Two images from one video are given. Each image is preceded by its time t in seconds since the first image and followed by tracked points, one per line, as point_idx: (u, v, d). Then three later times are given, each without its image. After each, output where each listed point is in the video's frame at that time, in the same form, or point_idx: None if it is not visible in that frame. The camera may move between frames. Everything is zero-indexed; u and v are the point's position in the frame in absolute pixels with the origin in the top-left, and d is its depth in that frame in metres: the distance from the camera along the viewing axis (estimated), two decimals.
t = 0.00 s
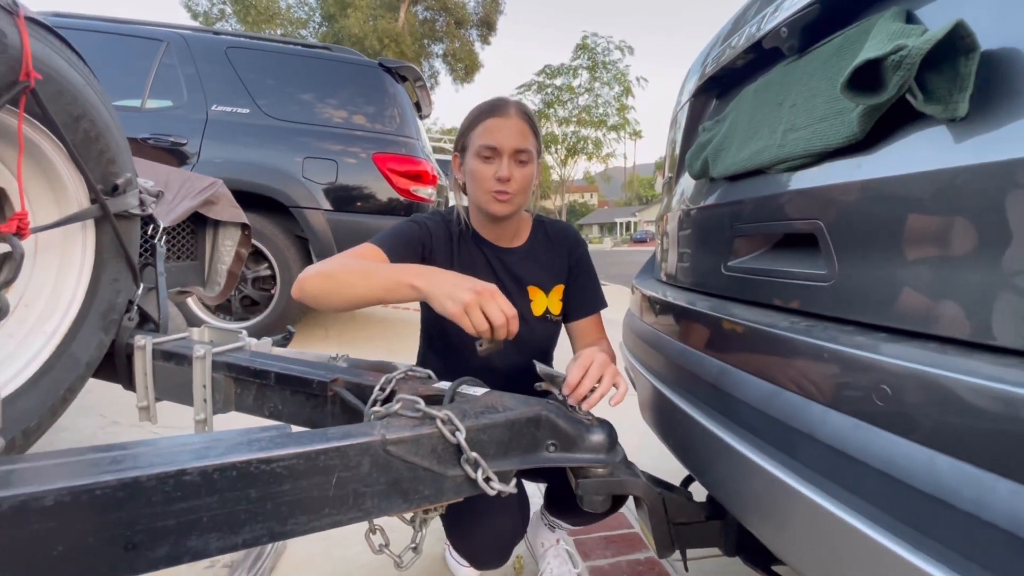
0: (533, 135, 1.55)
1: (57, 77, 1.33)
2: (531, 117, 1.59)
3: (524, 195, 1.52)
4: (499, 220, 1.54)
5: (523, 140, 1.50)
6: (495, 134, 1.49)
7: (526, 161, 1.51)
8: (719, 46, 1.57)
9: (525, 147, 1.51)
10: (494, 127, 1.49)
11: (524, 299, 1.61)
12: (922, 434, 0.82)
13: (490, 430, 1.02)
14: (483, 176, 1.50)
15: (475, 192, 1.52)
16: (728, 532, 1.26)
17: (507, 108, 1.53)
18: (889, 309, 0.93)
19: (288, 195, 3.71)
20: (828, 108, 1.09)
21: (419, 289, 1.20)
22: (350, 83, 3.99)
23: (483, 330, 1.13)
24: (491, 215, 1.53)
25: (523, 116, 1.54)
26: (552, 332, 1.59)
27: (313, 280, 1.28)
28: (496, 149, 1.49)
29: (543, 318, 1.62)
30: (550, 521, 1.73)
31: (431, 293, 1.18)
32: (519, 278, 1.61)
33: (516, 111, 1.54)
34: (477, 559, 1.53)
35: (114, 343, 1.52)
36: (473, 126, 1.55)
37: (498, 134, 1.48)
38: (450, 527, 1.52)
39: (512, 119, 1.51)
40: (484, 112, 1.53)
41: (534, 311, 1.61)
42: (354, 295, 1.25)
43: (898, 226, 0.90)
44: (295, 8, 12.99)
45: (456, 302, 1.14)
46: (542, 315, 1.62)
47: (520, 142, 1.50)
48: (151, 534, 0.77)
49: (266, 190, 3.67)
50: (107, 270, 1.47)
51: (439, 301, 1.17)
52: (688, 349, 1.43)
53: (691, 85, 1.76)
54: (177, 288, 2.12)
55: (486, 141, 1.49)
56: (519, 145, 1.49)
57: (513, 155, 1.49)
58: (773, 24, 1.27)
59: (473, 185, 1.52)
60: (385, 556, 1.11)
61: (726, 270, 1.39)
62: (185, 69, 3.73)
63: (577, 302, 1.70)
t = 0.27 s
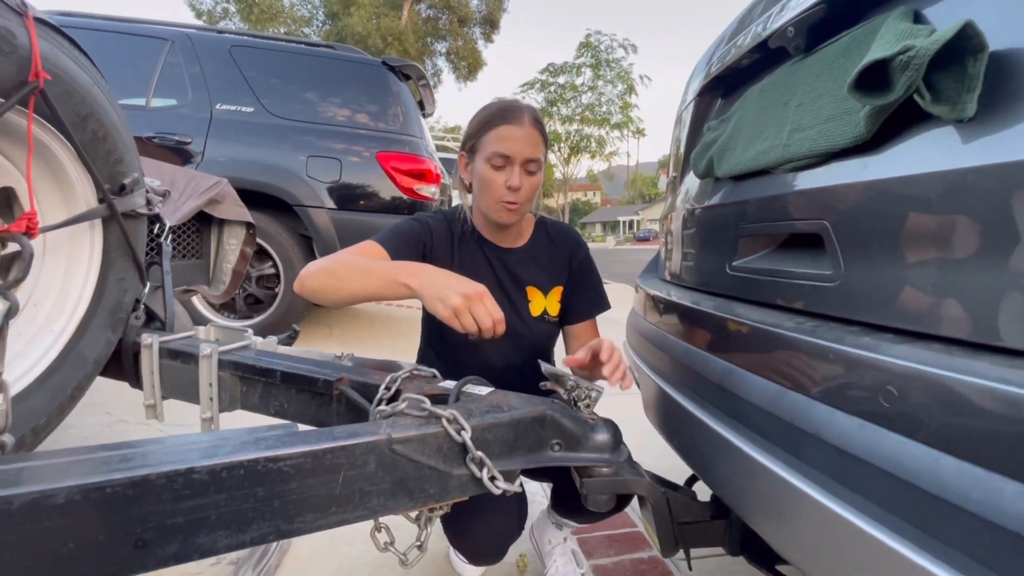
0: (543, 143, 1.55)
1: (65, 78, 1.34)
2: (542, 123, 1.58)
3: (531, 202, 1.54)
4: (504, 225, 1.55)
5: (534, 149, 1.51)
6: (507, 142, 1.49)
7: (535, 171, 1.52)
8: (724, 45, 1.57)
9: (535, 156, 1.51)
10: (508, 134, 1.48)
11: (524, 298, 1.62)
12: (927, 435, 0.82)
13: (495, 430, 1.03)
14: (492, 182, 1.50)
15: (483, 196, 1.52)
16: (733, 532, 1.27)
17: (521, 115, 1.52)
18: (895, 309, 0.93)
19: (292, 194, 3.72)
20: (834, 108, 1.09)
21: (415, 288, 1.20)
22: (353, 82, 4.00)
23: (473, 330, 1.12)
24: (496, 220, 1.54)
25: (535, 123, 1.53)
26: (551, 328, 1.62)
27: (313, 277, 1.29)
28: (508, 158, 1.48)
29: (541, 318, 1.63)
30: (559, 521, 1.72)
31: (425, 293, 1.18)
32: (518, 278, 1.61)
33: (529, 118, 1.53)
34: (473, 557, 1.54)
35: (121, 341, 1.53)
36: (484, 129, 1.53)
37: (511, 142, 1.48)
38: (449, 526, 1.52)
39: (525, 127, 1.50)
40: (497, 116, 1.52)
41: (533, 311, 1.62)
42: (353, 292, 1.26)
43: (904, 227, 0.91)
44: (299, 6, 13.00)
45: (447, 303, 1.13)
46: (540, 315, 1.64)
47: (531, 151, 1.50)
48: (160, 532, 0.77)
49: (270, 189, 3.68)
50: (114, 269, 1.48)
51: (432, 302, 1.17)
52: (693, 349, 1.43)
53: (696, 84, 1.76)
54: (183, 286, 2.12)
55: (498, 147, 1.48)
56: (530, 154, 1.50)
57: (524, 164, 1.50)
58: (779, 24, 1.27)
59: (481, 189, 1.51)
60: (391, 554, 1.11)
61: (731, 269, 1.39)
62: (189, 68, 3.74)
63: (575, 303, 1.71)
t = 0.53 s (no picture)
0: (543, 139, 1.56)
1: (66, 76, 1.34)
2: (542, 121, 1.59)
3: (530, 198, 1.54)
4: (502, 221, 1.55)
5: (533, 145, 1.51)
6: (506, 137, 1.49)
7: (533, 167, 1.52)
8: (725, 44, 1.57)
9: (534, 152, 1.51)
10: (506, 130, 1.49)
11: (523, 297, 1.61)
12: (927, 434, 0.82)
13: (495, 429, 1.03)
14: (490, 177, 1.50)
15: (481, 191, 1.52)
16: (732, 530, 1.27)
17: (520, 112, 1.53)
18: (894, 309, 0.93)
19: (292, 192, 3.72)
20: (835, 107, 1.09)
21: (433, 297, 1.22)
22: (354, 80, 4.00)
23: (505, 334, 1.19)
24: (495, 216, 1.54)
25: (535, 120, 1.54)
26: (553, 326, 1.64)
27: (321, 282, 1.26)
28: (507, 153, 1.49)
29: (542, 317, 1.63)
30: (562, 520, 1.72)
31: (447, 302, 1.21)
32: (518, 276, 1.61)
33: (529, 114, 1.54)
34: (477, 558, 1.55)
35: (122, 340, 1.53)
36: (484, 125, 1.54)
37: (510, 137, 1.48)
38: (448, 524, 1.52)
39: (524, 123, 1.51)
40: (496, 112, 1.52)
41: (533, 309, 1.62)
42: (363, 299, 1.25)
43: (904, 227, 0.91)
44: (299, 4, 12.99)
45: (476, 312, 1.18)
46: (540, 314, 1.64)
47: (529, 147, 1.50)
48: (161, 530, 0.78)
49: (270, 187, 3.68)
50: (115, 268, 1.48)
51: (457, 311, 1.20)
52: (693, 348, 1.43)
53: (697, 83, 1.76)
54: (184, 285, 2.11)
55: (496, 143, 1.49)
56: (528, 150, 1.50)
57: (523, 159, 1.50)
58: (780, 23, 1.27)
59: (479, 184, 1.52)
60: (391, 552, 1.11)
61: (731, 268, 1.39)
62: (190, 66, 3.74)
63: (573, 302, 1.72)
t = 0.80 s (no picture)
0: (540, 134, 1.57)
1: (66, 73, 1.34)
2: (539, 116, 1.60)
3: (529, 191, 1.53)
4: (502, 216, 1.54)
5: (529, 137, 1.52)
6: (501, 130, 1.51)
7: (530, 158, 1.52)
8: (728, 41, 1.56)
9: (530, 144, 1.52)
10: (502, 122, 1.50)
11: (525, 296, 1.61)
12: (931, 433, 0.82)
13: (496, 428, 1.03)
14: (486, 169, 1.50)
15: (477, 184, 1.52)
16: (734, 529, 1.27)
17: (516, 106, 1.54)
18: (898, 307, 0.92)
19: (293, 191, 3.72)
20: (839, 104, 1.09)
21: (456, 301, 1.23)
22: (355, 78, 4.00)
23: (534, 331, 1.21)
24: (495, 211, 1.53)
25: (531, 114, 1.55)
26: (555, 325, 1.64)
27: (334, 290, 1.25)
28: (502, 146, 1.50)
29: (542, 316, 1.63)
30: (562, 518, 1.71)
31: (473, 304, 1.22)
32: (519, 276, 1.61)
33: (524, 108, 1.55)
34: (478, 559, 1.54)
35: (123, 338, 1.53)
36: (480, 121, 1.56)
37: (505, 129, 1.50)
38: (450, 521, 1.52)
39: (519, 116, 1.52)
40: (492, 107, 1.54)
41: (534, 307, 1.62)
42: (381, 306, 1.23)
43: (909, 224, 0.90)
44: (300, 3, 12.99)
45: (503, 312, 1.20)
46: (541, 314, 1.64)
47: (525, 139, 1.51)
48: (162, 528, 0.77)
49: (271, 185, 3.68)
50: (116, 266, 1.48)
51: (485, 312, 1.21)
52: (695, 346, 1.43)
53: (699, 80, 1.76)
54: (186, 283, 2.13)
55: (492, 135, 1.50)
56: (525, 142, 1.51)
57: (519, 151, 1.51)
58: (783, 19, 1.26)
59: (477, 179, 1.52)
60: (392, 551, 1.11)
61: (734, 266, 1.39)
62: (191, 64, 3.74)
63: (573, 301, 1.73)
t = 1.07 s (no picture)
0: (562, 147, 1.54)
1: (65, 70, 1.34)
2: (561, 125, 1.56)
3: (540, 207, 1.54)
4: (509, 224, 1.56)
5: (552, 155, 1.50)
6: (527, 146, 1.47)
7: (549, 176, 1.51)
8: (729, 37, 1.56)
9: (552, 162, 1.50)
10: (528, 138, 1.46)
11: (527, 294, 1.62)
12: (932, 430, 0.82)
13: (497, 425, 1.03)
14: (505, 183, 1.48)
15: (493, 194, 1.50)
16: (735, 527, 1.27)
17: (543, 119, 1.50)
18: (901, 304, 0.92)
19: (293, 188, 3.72)
20: (841, 100, 1.09)
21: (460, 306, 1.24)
22: (356, 75, 3.99)
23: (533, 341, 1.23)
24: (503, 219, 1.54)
25: (556, 128, 1.51)
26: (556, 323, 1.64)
27: (335, 284, 1.25)
28: (526, 162, 1.47)
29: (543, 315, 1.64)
30: (560, 515, 1.71)
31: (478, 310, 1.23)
32: (520, 272, 1.61)
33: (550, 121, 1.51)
34: (478, 558, 1.54)
35: (124, 336, 1.53)
36: (504, 126, 1.50)
37: (531, 147, 1.46)
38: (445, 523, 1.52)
39: (546, 132, 1.49)
40: (519, 116, 1.48)
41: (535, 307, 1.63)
42: (384, 304, 1.24)
43: (911, 221, 0.90)
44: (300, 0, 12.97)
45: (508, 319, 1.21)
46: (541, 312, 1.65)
47: (548, 158, 1.49)
48: (163, 525, 0.77)
49: (272, 183, 3.68)
50: (116, 263, 1.48)
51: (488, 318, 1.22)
52: (697, 343, 1.43)
53: (700, 77, 1.76)
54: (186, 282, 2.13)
55: (517, 150, 1.46)
56: (548, 161, 1.49)
57: (540, 169, 1.49)
58: (785, 15, 1.26)
59: (493, 186, 1.50)
60: (394, 548, 1.11)
61: (735, 263, 1.39)
62: (191, 62, 3.74)
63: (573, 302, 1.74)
